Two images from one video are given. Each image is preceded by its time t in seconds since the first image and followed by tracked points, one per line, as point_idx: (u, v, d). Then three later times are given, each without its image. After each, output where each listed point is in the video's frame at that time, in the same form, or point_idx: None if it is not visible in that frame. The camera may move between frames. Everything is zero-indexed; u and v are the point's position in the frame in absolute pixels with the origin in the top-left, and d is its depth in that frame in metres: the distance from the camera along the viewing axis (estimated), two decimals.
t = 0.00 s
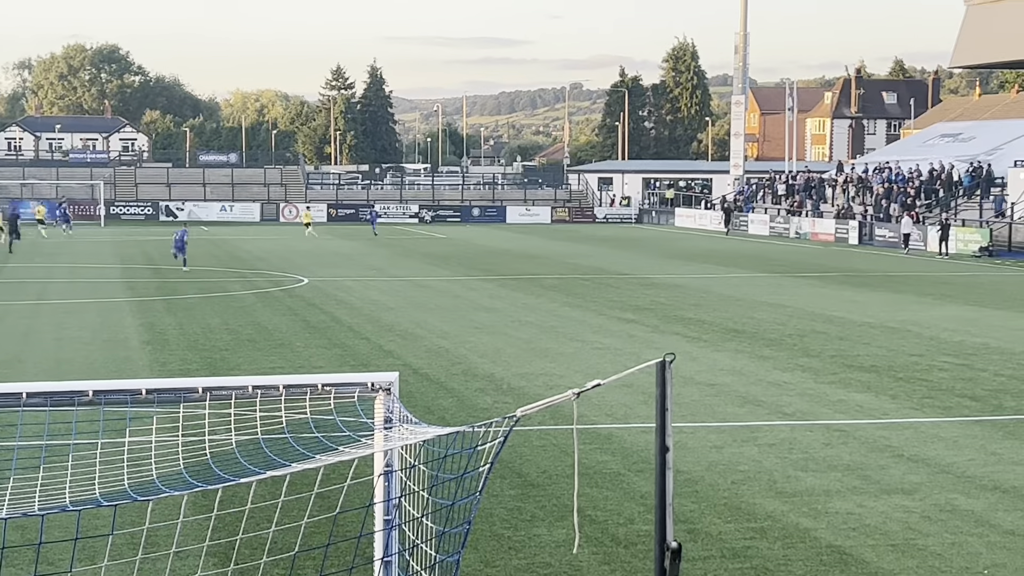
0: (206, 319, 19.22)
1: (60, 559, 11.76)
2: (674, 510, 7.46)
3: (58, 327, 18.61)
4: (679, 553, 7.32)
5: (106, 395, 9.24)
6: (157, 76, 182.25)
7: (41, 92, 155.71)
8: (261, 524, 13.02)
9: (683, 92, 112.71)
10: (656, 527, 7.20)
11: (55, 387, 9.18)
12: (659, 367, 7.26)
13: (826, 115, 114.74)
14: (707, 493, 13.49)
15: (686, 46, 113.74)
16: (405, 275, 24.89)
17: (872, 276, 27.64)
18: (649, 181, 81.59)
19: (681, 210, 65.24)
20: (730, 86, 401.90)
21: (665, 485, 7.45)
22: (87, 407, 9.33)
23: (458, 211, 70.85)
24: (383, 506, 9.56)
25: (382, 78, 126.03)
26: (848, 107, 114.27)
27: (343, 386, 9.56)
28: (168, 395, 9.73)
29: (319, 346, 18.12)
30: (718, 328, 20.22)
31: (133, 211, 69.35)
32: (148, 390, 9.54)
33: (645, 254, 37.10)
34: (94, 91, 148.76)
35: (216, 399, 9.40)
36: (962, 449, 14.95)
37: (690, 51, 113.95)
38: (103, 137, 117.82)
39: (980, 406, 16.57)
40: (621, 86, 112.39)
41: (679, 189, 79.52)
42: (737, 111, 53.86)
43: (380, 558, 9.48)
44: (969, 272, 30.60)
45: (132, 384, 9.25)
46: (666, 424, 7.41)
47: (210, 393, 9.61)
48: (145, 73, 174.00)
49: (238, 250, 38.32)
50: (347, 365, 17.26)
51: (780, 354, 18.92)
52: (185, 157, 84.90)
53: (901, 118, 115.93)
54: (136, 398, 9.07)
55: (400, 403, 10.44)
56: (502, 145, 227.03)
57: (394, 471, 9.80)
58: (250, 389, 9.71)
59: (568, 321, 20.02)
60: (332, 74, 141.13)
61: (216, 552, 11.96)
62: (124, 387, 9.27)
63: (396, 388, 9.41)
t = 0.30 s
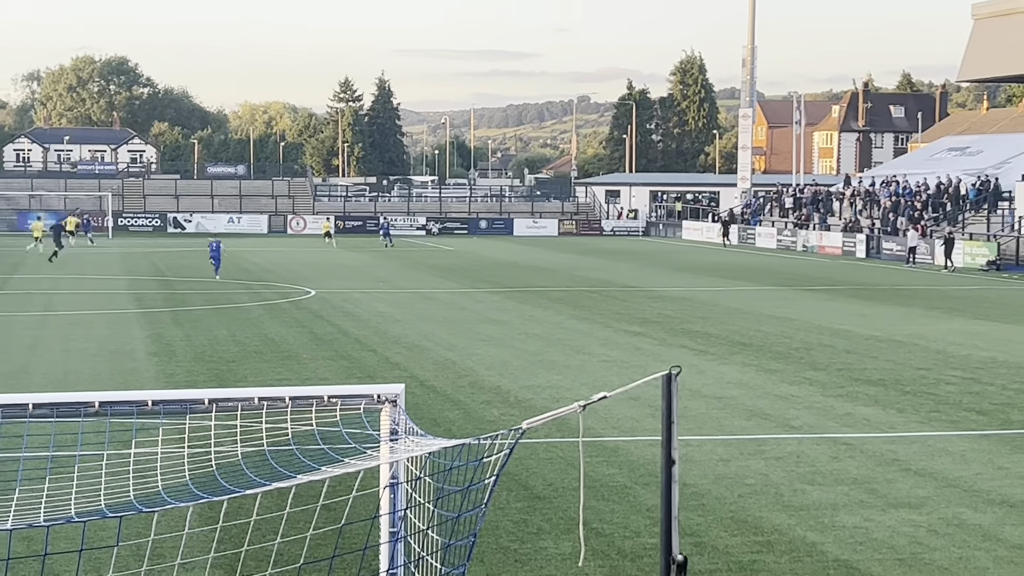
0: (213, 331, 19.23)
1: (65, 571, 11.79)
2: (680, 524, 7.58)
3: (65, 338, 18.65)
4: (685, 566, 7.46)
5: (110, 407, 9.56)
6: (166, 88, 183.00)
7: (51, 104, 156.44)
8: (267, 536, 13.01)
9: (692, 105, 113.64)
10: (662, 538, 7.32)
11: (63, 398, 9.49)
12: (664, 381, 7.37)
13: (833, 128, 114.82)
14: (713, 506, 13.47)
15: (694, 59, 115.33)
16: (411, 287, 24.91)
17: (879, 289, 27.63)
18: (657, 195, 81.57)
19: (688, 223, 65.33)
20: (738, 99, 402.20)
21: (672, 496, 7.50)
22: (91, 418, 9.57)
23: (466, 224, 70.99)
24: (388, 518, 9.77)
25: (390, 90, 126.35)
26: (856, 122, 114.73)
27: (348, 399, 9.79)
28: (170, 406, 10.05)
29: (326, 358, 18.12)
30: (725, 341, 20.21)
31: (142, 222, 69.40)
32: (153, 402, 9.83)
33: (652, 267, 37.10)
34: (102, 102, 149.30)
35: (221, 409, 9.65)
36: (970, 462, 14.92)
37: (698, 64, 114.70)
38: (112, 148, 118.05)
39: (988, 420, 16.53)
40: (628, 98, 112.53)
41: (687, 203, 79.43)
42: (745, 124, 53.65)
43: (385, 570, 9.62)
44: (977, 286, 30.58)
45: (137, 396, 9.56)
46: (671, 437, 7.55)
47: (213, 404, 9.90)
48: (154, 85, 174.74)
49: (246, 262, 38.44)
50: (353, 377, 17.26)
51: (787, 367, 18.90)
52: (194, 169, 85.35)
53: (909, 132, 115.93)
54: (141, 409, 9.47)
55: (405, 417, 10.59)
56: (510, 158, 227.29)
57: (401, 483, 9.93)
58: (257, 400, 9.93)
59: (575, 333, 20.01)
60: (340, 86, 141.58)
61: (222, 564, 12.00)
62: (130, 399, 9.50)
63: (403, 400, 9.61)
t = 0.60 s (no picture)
0: (234, 345, 19.24)
1: None
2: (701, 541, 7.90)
3: (88, 352, 18.69)
4: None
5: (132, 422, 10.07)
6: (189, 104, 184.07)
7: (74, 119, 157.46)
8: (286, 552, 13.08)
9: (713, 121, 113.65)
10: (684, 553, 7.69)
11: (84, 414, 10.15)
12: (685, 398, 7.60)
13: (856, 144, 114.39)
14: (735, 523, 13.42)
15: (715, 74, 114.95)
16: (432, 302, 24.92)
17: (902, 305, 27.54)
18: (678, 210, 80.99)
19: (709, 239, 65.33)
20: (759, 115, 400.92)
21: (693, 514, 7.85)
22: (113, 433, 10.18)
23: (487, 239, 70.99)
24: (409, 533, 10.46)
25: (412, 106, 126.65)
26: (878, 137, 114.07)
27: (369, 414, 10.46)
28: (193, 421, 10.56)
29: (347, 373, 18.12)
30: (747, 357, 20.16)
31: (164, 237, 69.30)
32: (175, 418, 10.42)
33: (675, 283, 37.08)
34: (125, 117, 150.42)
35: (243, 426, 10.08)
36: (992, 480, 14.86)
37: (720, 80, 114.56)
38: (135, 164, 118.65)
39: (1011, 437, 16.46)
40: (649, 114, 112.53)
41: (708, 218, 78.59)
42: (767, 139, 53.19)
43: None
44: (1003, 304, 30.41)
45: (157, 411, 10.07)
46: (693, 454, 7.82)
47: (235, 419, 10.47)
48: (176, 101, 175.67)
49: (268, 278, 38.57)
50: (374, 392, 17.25)
51: (809, 384, 18.83)
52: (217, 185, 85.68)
53: (931, 147, 115.49)
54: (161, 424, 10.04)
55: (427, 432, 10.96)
56: (531, 174, 227.33)
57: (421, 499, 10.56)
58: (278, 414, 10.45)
59: (596, 349, 19.98)
60: (362, 101, 142.10)
61: None
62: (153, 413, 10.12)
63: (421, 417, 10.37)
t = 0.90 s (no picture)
0: (265, 359, 19.30)
1: None
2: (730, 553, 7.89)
3: (121, 365, 18.78)
4: None
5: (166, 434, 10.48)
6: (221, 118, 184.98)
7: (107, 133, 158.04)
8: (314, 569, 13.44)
9: (744, 134, 113.29)
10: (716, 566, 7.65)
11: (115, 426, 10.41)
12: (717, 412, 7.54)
13: (887, 158, 113.70)
14: (766, 537, 13.37)
15: (747, 88, 115.50)
16: (462, 315, 24.98)
17: (935, 320, 27.37)
18: (710, 224, 79.32)
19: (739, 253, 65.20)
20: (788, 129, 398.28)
21: (724, 527, 7.87)
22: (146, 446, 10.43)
23: (516, 253, 70.81)
24: (441, 546, 10.95)
25: (442, 119, 126.78)
26: (910, 151, 113.55)
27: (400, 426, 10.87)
28: (225, 434, 10.75)
29: (377, 386, 18.14)
30: (778, 371, 20.11)
31: (195, 251, 69.23)
32: (206, 429, 10.68)
33: (706, 296, 37.00)
34: (158, 131, 149.73)
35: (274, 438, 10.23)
36: None
37: (750, 93, 114.42)
38: (166, 178, 119.24)
39: None
40: (681, 127, 112.24)
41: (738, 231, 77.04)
42: (798, 153, 52.85)
43: None
44: None
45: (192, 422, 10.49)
46: (724, 468, 7.77)
47: (266, 431, 10.66)
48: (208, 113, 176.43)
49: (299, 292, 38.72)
50: (404, 406, 17.26)
51: (841, 399, 18.77)
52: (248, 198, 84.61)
53: (963, 161, 114.62)
54: (196, 436, 10.43)
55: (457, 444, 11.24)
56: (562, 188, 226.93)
57: (451, 511, 10.97)
58: (308, 426, 10.68)
59: (627, 363, 19.96)
60: (392, 115, 142.43)
61: None
62: (185, 427, 10.36)
63: (452, 428, 10.53)
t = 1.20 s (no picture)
0: (301, 371, 19.34)
1: None
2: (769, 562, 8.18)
3: (158, 377, 18.85)
4: None
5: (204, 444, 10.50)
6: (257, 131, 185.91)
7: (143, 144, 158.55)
8: None
9: (780, 146, 112.93)
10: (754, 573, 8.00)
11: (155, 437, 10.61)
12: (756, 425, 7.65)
13: (925, 170, 112.99)
14: (803, 551, 13.30)
15: (783, 99, 115.17)
16: (499, 328, 24.96)
17: (975, 333, 27.14)
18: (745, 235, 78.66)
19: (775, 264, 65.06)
20: (825, 140, 395.14)
21: (763, 542, 8.12)
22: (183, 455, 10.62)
23: (552, 265, 70.58)
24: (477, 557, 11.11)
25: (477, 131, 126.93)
26: (948, 162, 112.61)
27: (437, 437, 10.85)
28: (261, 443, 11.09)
29: (413, 398, 18.15)
30: (814, 384, 20.01)
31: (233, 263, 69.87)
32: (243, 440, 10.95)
33: (745, 309, 36.84)
34: (195, 144, 149.99)
35: (308, 448, 10.50)
36: None
37: (786, 105, 114.05)
38: (204, 191, 119.78)
39: None
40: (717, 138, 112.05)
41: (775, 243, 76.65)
42: (835, 164, 52.83)
43: None
44: None
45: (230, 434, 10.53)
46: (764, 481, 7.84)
47: (303, 442, 10.88)
48: (244, 126, 177.30)
49: (336, 303, 38.79)
50: (441, 417, 17.27)
51: (878, 412, 18.66)
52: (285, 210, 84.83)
53: (1001, 173, 113.55)
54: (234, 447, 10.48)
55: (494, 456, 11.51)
56: (597, 200, 226.35)
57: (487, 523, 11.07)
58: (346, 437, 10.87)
59: (663, 376, 19.90)
60: (428, 127, 142.72)
61: None
62: (222, 436, 10.45)
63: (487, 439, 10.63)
